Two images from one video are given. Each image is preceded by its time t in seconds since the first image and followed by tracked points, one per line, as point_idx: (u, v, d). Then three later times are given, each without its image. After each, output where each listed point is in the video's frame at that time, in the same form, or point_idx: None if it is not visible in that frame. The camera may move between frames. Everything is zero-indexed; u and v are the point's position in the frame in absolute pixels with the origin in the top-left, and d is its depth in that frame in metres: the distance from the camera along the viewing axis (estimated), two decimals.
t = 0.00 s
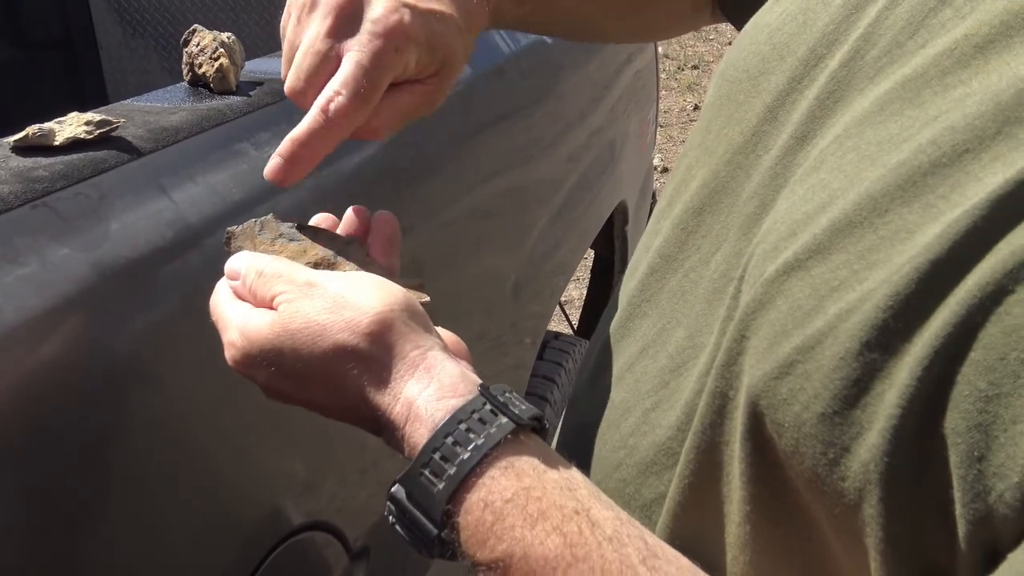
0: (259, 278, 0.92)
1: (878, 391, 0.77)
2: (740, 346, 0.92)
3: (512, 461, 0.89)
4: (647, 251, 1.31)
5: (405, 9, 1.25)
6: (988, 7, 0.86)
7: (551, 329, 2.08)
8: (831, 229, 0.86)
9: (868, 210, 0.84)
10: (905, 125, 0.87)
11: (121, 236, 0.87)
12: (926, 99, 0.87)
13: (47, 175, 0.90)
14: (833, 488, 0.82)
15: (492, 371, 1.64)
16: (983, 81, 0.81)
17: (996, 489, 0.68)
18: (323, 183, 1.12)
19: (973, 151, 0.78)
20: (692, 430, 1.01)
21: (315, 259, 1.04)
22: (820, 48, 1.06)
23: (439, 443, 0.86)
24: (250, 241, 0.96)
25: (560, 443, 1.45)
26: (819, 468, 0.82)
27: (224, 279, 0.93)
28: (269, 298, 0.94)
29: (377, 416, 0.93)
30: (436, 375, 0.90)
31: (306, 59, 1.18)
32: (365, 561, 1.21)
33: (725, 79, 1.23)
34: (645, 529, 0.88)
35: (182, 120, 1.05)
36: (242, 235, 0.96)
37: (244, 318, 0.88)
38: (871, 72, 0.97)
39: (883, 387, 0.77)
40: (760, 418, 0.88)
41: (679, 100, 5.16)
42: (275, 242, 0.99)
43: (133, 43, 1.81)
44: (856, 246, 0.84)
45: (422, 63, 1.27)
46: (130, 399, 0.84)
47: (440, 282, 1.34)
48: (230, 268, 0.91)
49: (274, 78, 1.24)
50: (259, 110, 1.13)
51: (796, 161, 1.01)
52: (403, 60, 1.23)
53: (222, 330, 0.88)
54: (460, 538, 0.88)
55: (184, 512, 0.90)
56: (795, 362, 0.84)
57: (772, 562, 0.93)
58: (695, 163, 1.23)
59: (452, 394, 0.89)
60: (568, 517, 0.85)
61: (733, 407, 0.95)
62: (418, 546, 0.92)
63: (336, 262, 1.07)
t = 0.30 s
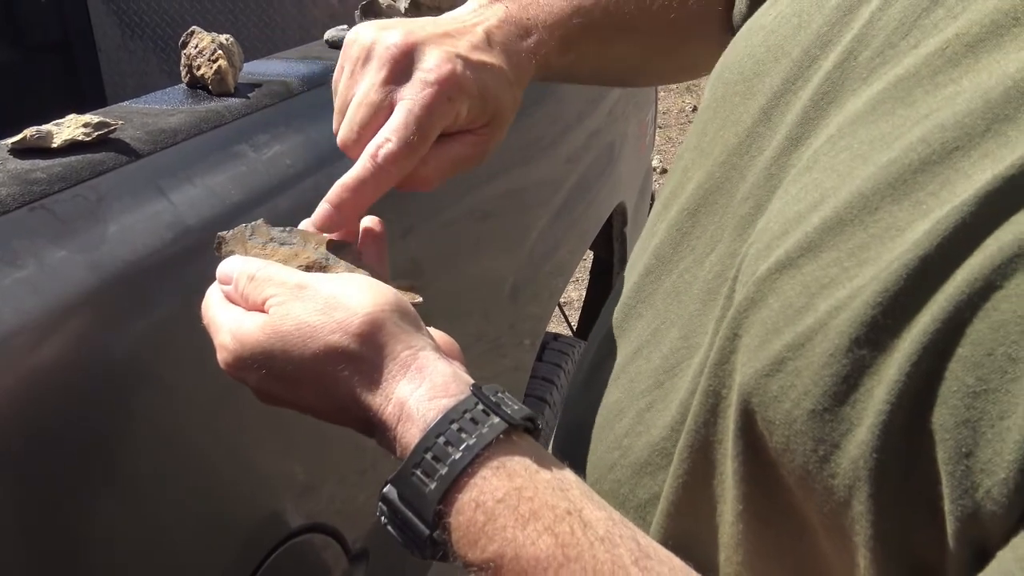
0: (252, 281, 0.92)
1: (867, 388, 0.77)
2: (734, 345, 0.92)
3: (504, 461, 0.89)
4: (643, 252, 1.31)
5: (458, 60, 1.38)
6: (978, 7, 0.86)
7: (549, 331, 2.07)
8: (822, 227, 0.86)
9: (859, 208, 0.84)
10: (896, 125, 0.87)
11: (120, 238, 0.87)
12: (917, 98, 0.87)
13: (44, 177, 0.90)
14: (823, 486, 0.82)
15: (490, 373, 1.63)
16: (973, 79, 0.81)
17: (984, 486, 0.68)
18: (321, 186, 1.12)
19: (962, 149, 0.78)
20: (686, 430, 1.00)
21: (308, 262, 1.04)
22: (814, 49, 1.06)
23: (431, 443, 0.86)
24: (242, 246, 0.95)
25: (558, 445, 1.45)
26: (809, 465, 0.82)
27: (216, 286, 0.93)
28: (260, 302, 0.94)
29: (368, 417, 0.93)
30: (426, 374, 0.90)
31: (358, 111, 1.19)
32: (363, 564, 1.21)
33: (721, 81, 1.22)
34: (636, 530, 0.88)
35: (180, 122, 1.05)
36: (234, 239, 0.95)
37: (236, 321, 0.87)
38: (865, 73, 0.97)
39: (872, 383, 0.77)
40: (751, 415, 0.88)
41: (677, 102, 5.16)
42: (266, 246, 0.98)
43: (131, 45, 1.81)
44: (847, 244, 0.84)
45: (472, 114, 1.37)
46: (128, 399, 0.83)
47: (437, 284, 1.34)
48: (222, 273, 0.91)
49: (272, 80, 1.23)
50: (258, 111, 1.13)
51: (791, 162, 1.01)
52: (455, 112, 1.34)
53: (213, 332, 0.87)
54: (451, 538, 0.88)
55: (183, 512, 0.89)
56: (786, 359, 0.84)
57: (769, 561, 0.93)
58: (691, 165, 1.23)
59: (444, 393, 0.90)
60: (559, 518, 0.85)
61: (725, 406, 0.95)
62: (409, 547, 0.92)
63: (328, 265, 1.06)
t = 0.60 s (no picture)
0: (254, 274, 0.92)
1: (862, 383, 0.77)
2: (732, 343, 0.92)
3: (498, 454, 0.89)
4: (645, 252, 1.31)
5: (468, 81, 1.33)
6: (978, 8, 0.86)
7: (548, 332, 2.07)
8: (821, 225, 0.86)
9: (857, 206, 0.84)
10: (896, 125, 0.87)
11: (117, 239, 0.86)
12: (916, 99, 0.87)
13: (42, 178, 0.89)
14: (817, 482, 0.82)
15: (489, 373, 1.63)
16: (971, 80, 0.81)
17: (976, 481, 0.68)
18: (319, 186, 1.11)
19: (959, 147, 0.78)
20: (683, 428, 1.00)
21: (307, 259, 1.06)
22: (817, 51, 1.06)
23: (427, 434, 0.86)
24: (244, 241, 0.97)
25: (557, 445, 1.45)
26: (803, 461, 0.82)
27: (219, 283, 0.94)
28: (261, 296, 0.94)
29: (365, 411, 0.93)
30: (423, 366, 0.91)
31: (368, 132, 1.15)
32: (361, 565, 1.20)
33: (725, 82, 1.22)
34: (629, 523, 0.89)
35: (178, 123, 1.05)
36: (236, 235, 0.96)
37: (235, 316, 0.87)
38: (866, 74, 0.97)
39: (867, 379, 0.77)
40: (748, 413, 0.87)
41: (677, 103, 5.17)
42: (268, 242, 1.00)
43: (129, 45, 1.80)
44: (844, 243, 0.84)
45: (483, 133, 1.34)
46: (126, 398, 0.83)
47: (436, 284, 1.34)
48: (223, 269, 0.92)
49: (271, 80, 1.23)
50: (256, 112, 1.12)
51: (792, 163, 1.01)
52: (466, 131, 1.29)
53: (214, 326, 0.87)
54: (445, 528, 0.88)
55: (182, 512, 0.89)
56: (783, 356, 0.84)
57: (766, 559, 0.93)
58: (693, 165, 1.23)
59: (440, 386, 0.90)
60: (554, 510, 0.85)
61: (722, 404, 0.95)
62: (404, 539, 0.92)
63: (328, 261, 1.08)
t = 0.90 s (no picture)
0: (251, 280, 0.92)
1: (864, 384, 0.78)
2: (733, 343, 0.93)
3: (497, 457, 0.89)
4: (647, 253, 1.31)
5: (458, 77, 1.34)
6: (977, 11, 0.87)
7: (548, 334, 2.08)
8: (822, 226, 0.87)
9: (857, 208, 0.84)
10: (896, 126, 0.87)
11: (118, 242, 0.87)
12: (916, 101, 0.87)
13: (42, 182, 0.90)
14: (820, 482, 0.82)
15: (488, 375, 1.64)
16: (971, 82, 0.82)
17: (977, 480, 0.69)
18: (319, 191, 1.11)
19: (959, 149, 0.78)
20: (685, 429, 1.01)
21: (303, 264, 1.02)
22: (817, 53, 1.07)
23: (426, 438, 0.87)
24: (238, 248, 0.95)
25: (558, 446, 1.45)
26: (806, 461, 0.82)
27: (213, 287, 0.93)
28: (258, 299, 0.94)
29: (365, 414, 0.93)
30: (421, 370, 0.90)
31: (361, 126, 1.17)
32: (362, 567, 1.21)
33: (725, 86, 1.22)
34: (629, 525, 0.89)
35: (178, 126, 1.06)
36: (230, 241, 0.95)
37: (233, 321, 0.87)
38: (865, 75, 0.97)
39: (869, 379, 0.77)
40: (750, 413, 0.88)
41: (676, 105, 5.18)
42: (263, 249, 0.98)
43: (128, 47, 1.80)
44: (845, 243, 0.84)
45: (474, 128, 1.35)
46: (127, 400, 0.84)
47: (436, 286, 1.34)
48: (221, 274, 0.91)
49: (270, 84, 1.23)
50: (255, 116, 1.13)
51: (792, 164, 1.02)
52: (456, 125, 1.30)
53: (211, 333, 0.87)
54: (446, 532, 0.88)
55: (182, 512, 0.90)
56: (784, 357, 0.84)
57: (766, 560, 0.93)
58: (694, 168, 1.23)
59: (438, 389, 0.90)
60: (554, 513, 0.86)
61: (724, 405, 0.95)
62: (403, 543, 0.93)
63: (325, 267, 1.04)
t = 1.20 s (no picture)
0: (259, 276, 0.92)
1: (866, 382, 0.78)
2: (733, 343, 0.93)
3: (502, 449, 0.89)
4: (648, 254, 1.31)
5: (496, 112, 1.32)
6: (979, 12, 0.87)
7: (547, 335, 2.08)
8: (823, 226, 0.87)
9: (859, 207, 0.84)
10: (898, 126, 0.87)
11: (116, 244, 0.87)
12: (918, 101, 0.87)
13: (41, 183, 0.90)
14: (821, 480, 0.82)
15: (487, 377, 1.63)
16: (973, 82, 0.82)
17: (978, 478, 0.68)
18: (317, 193, 1.11)
19: (961, 148, 0.78)
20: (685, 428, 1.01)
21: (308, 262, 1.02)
22: (820, 55, 1.07)
23: (430, 429, 0.86)
24: (243, 248, 0.96)
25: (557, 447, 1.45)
26: (807, 459, 0.82)
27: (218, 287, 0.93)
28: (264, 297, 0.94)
29: (369, 407, 0.93)
30: (427, 362, 0.90)
31: (398, 166, 1.16)
32: (360, 569, 1.20)
33: (726, 89, 1.22)
34: (632, 519, 0.89)
35: (176, 128, 1.06)
36: (234, 241, 0.96)
37: (239, 316, 0.88)
38: (867, 76, 0.98)
39: (870, 377, 0.77)
40: (750, 412, 0.87)
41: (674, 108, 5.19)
42: (267, 249, 0.98)
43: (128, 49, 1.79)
44: (846, 242, 0.84)
45: (509, 163, 1.34)
46: (126, 400, 0.83)
47: (434, 287, 1.34)
48: (227, 273, 0.91)
49: (269, 86, 1.23)
50: (254, 117, 1.13)
51: (793, 165, 1.02)
52: (495, 163, 1.29)
53: (217, 330, 0.88)
54: (449, 523, 0.89)
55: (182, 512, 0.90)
56: (785, 355, 0.84)
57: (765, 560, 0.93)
58: (696, 169, 1.23)
59: (445, 380, 0.90)
60: (557, 505, 0.85)
61: (724, 405, 0.95)
62: (407, 533, 0.93)
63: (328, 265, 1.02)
